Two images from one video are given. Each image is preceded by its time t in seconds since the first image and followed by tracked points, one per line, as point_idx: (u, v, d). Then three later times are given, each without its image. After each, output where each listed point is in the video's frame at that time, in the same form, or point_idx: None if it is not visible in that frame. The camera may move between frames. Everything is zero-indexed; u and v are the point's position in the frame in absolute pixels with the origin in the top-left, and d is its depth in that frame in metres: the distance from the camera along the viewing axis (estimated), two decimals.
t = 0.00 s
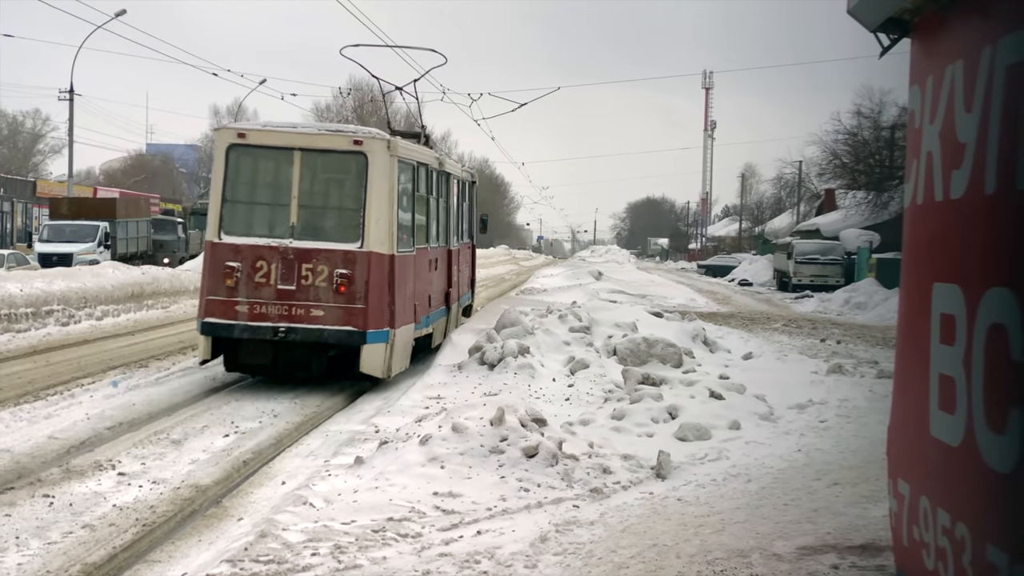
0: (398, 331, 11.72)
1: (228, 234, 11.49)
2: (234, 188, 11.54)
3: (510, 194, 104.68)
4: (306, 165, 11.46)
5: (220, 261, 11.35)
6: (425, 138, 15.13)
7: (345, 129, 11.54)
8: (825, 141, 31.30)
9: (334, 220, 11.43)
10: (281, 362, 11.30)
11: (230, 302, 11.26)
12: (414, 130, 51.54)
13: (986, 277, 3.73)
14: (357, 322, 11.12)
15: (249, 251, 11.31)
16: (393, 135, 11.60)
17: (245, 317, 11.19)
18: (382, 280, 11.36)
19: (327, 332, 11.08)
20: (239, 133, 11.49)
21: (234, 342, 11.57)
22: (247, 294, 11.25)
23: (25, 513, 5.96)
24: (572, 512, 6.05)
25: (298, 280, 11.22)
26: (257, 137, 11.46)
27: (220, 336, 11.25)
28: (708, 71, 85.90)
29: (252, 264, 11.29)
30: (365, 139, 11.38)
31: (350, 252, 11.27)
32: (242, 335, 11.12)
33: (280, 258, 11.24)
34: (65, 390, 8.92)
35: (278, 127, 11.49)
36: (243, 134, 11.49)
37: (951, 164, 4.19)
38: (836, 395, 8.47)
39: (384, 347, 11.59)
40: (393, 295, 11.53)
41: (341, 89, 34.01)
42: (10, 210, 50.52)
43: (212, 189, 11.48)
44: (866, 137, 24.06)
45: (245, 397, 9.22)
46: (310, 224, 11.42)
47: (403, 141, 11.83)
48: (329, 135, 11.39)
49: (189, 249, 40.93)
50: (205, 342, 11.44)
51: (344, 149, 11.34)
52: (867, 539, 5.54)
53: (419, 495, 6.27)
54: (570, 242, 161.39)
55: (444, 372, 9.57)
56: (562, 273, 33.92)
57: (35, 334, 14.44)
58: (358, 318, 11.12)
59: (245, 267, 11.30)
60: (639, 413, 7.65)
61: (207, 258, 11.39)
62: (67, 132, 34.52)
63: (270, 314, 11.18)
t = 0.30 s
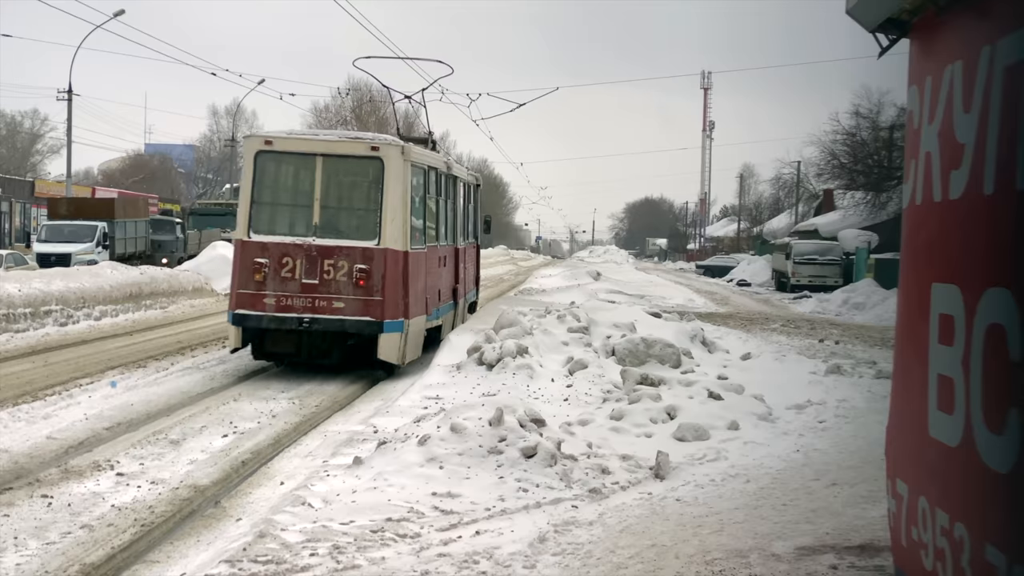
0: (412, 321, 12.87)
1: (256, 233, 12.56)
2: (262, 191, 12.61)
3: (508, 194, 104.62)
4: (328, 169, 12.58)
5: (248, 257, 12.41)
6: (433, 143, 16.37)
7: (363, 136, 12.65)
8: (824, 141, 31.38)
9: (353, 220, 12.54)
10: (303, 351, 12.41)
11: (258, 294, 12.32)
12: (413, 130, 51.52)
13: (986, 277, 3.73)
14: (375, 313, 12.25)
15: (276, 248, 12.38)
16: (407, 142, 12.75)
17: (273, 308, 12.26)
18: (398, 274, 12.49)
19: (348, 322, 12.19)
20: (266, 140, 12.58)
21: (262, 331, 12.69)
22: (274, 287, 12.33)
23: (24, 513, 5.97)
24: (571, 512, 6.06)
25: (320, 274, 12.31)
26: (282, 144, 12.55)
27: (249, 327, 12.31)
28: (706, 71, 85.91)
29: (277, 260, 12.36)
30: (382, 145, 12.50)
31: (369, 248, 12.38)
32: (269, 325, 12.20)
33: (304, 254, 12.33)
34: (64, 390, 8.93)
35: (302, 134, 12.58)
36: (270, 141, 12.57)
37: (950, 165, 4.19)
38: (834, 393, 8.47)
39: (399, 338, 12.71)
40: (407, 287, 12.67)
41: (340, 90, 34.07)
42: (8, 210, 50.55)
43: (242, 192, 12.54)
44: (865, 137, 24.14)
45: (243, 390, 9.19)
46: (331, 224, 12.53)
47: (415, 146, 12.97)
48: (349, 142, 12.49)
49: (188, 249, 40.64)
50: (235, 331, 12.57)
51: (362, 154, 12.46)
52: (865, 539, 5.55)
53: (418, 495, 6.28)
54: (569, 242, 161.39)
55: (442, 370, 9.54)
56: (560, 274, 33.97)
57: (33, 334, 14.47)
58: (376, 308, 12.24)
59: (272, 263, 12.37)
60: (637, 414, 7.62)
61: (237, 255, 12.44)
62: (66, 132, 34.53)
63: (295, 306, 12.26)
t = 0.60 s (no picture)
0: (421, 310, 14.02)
1: (276, 228, 13.77)
2: (280, 189, 13.83)
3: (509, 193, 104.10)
4: (341, 167, 13.80)
5: (268, 251, 13.61)
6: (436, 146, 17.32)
7: (373, 136, 13.88)
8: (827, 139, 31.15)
9: (364, 215, 13.73)
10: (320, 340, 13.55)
11: (277, 286, 13.50)
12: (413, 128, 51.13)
13: (997, 276, 3.55)
14: (386, 301, 13.41)
15: (293, 242, 13.58)
16: (414, 141, 13.97)
17: (291, 298, 13.42)
18: (407, 266, 13.66)
19: (361, 310, 13.35)
20: (283, 141, 13.83)
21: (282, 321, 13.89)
22: (292, 279, 13.51)
23: (7, 519, 5.78)
24: (571, 519, 5.88)
25: (335, 267, 13.49)
26: (299, 145, 13.80)
27: (270, 316, 13.48)
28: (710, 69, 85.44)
29: (295, 254, 13.56)
30: (391, 144, 13.71)
31: (379, 241, 13.56)
32: (288, 314, 13.36)
33: (320, 248, 13.52)
34: (47, 394, 8.72)
35: (316, 135, 13.83)
36: (287, 142, 13.82)
37: (960, 162, 4.01)
38: (841, 394, 8.27)
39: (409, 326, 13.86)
40: (416, 278, 13.83)
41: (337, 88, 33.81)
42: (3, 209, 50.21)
43: (262, 190, 13.76)
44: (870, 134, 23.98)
45: (235, 387, 8.94)
46: (345, 218, 13.73)
47: (422, 146, 14.18)
48: (360, 142, 13.75)
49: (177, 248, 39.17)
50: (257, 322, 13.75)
51: (372, 152, 13.69)
52: (873, 547, 5.37)
53: (414, 502, 6.10)
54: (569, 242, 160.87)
55: (438, 371, 9.34)
56: (558, 274, 33.83)
57: (19, 336, 14.24)
58: (387, 297, 13.40)
59: (290, 257, 13.56)
60: (639, 416, 7.42)
61: (257, 249, 13.64)
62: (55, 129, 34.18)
63: (312, 296, 13.42)
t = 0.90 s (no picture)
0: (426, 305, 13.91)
1: (282, 224, 13.63)
2: (285, 185, 13.70)
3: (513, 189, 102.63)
4: (346, 163, 13.68)
5: (274, 247, 13.48)
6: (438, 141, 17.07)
7: (378, 132, 13.75)
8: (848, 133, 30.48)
9: (370, 211, 13.59)
10: (325, 336, 13.42)
11: (283, 282, 13.36)
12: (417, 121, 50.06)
13: None
14: (392, 297, 13.29)
15: (298, 238, 13.45)
16: (419, 137, 13.83)
17: (297, 295, 13.29)
18: (413, 262, 13.53)
19: (366, 305, 13.25)
20: (289, 138, 13.71)
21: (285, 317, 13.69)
22: (298, 275, 13.38)
23: None
24: (574, 538, 5.40)
25: (340, 262, 13.37)
26: (304, 141, 13.69)
27: (275, 312, 13.34)
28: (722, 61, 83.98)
29: (300, 249, 13.43)
30: (396, 140, 13.57)
31: (385, 237, 13.43)
32: (294, 311, 13.24)
33: (325, 243, 13.40)
34: (9, 405, 8.02)
35: (321, 132, 13.71)
36: (292, 139, 13.70)
37: (992, 155, 3.52)
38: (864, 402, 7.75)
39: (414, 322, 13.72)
40: (422, 273, 13.70)
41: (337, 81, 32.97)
42: None
43: (267, 186, 13.62)
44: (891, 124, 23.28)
45: (214, 392, 8.35)
46: (350, 215, 13.59)
47: (426, 142, 14.07)
48: (366, 138, 13.62)
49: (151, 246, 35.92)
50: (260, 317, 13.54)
51: (377, 148, 13.56)
52: (900, 569, 4.90)
53: (405, 519, 5.62)
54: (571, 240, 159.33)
55: (432, 378, 8.78)
56: (560, 274, 33.13)
57: None
58: (392, 293, 13.29)
59: (295, 252, 13.44)
60: (647, 426, 6.92)
61: (263, 244, 13.51)
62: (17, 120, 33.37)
63: (317, 292, 13.30)
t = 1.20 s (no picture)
0: (431, 304, 13.75)
1: (287, 223, 13.43)
2: (291, 183, 13.49)
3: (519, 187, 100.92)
4: (353, 162, 13.51)
5: (279, 245, 13.28)
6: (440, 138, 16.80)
7: (384, 131, 13.58)
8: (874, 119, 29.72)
9: (375, 210, 13.42)
10: (328, 334, 13.25)
11: (288, 280, 13.16)
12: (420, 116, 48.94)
13: None
14: (397, 296, 13.14)
15: (304, 236, 13.27)
16: (425, 136, 13.67)
17: (302, 293, 13.11)
18: (419, 260, 13.38)
19: (371, 304, 13.08)
20: (295, 136, 13.51)
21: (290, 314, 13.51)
22: (303, 273, 13.18)
23: None
24: (577, 559, 4.97)
25: (346, 260, 13.21)
26: (310, 139, 13.50)
27: (279, 309, 13.14)
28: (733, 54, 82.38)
29: (306, 247, 13.26)
30: (402, 139, 13.41)
31: (391, 236, 13.28)
32: (299, 308, 13.05)
33: (331, 242, 13.24)
34: None
35: (328, 131, 13.53)
36: (299, 137, 13.51)
37: None
38: (887, 411, 7.27)
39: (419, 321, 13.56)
40: (427, 273, 13.56)
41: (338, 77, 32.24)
42: None
43: (272, 185, 13.42)
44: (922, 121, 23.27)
45: (195, 400, 7.83)
46: (356, 213, 13.42)
47: (433, 141, 13.91)
48: (372, 137, 13.45)
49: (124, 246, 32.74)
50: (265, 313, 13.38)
51: (383, 147, 13.39)
52: None
53: (395, 539, 5.17)
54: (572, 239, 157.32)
55: (426, 386, 8.31)
56: (565, 274, 32.48)
57: None
58: (398, 292, 13.14)
59: (301, 250, 13.26)
60: (654, 439, 6.47)
61: (269, 243, 13.31)
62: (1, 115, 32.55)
63: (322, 290, 13.12)
